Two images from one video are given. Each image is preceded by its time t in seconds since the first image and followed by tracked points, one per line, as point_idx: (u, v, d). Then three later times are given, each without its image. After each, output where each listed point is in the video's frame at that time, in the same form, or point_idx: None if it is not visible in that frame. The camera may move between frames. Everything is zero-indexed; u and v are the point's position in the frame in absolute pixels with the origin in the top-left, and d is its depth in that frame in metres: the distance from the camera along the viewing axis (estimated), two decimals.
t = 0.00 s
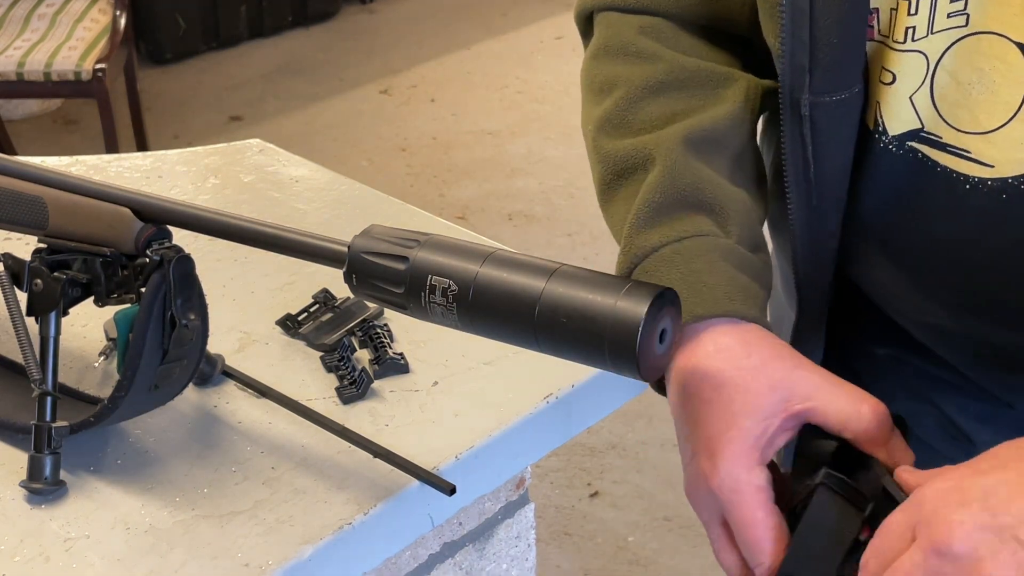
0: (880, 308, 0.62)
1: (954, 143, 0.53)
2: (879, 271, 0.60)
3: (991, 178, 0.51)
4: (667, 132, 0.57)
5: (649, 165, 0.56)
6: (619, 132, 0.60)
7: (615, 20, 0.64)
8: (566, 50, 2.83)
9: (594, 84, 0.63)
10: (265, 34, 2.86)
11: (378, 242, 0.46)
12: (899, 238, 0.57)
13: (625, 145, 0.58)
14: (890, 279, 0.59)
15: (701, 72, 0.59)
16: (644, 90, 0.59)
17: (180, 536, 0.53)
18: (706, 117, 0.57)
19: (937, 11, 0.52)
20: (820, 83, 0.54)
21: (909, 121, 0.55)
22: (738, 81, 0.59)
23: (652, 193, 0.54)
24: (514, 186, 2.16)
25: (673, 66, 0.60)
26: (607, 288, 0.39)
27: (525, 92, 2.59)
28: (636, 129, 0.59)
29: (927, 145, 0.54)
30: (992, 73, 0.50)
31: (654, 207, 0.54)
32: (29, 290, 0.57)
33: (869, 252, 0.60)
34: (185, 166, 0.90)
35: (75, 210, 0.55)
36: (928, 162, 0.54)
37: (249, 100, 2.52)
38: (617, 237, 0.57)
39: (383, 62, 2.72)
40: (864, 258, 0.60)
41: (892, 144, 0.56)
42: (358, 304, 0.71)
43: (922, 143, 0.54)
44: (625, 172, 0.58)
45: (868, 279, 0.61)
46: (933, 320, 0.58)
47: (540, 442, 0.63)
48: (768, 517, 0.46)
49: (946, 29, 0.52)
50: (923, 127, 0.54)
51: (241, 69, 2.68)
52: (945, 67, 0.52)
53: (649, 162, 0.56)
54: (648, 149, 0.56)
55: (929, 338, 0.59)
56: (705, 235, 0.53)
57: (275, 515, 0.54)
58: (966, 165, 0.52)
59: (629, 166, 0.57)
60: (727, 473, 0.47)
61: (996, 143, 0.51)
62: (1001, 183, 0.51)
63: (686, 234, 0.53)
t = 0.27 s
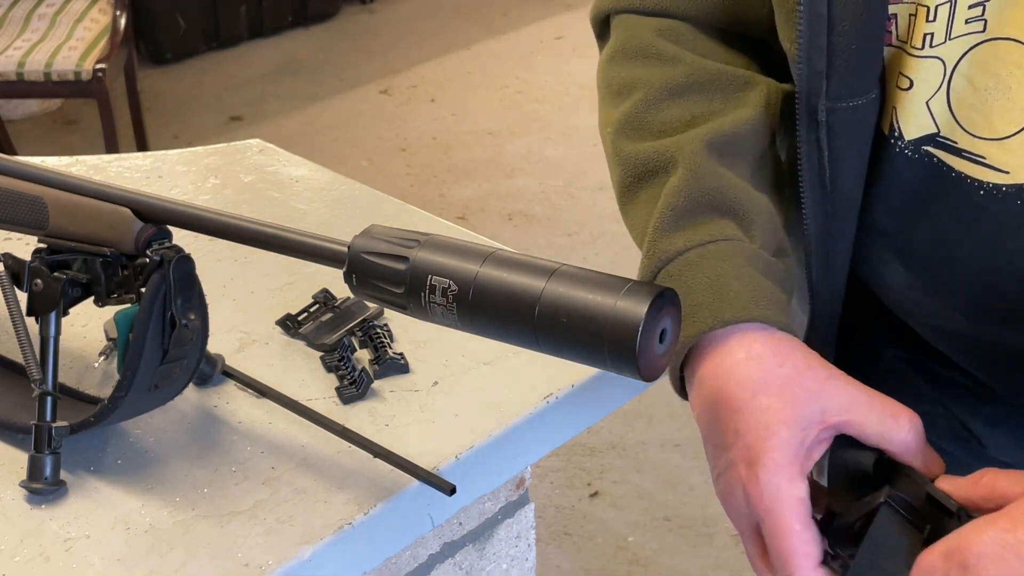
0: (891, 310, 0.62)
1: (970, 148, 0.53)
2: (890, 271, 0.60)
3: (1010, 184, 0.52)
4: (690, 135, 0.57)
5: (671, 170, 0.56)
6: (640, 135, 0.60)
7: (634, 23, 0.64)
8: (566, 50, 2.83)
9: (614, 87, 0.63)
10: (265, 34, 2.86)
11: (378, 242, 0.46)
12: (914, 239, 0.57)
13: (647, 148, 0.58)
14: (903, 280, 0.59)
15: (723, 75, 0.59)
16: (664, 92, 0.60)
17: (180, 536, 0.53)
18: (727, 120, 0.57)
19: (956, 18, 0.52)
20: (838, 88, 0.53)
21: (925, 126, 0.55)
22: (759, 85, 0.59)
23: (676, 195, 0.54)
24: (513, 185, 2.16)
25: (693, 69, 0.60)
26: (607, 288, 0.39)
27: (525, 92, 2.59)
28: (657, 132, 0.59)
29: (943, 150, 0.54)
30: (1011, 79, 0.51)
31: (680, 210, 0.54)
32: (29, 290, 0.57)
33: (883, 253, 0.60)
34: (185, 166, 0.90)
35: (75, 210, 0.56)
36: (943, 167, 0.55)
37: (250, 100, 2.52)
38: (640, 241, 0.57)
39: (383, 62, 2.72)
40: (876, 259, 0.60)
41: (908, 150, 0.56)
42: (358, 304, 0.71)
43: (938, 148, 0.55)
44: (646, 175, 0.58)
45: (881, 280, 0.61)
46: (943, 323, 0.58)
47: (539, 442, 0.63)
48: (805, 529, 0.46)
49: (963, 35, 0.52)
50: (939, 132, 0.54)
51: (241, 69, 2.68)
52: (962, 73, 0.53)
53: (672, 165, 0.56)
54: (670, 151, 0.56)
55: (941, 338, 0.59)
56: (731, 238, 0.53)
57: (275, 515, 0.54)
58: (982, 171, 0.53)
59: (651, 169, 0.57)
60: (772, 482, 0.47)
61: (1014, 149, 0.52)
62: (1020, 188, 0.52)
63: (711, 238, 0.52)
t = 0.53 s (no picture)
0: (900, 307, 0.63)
1: (978, 147, 0.54)
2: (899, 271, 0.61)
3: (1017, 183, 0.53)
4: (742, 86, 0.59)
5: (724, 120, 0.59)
6: (683, 94, 0.62)
7: None
8: (566, 50, 2.83)
9: (648, 56, 0.66)
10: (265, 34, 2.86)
11: (378, 242, 0.46)
12: (921, 239, 0.58)
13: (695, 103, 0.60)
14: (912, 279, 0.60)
15: (761, 30, 0.62)
16: (705, 51, 0.62)
17: (180, 537, 0.53)
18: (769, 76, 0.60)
19: (964, 15, 0.52)
20: (845, 75, 0.55)
21: (932, 125, 0.56)
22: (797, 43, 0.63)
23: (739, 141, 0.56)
24: (513, 186, 2.16)
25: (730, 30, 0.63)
26: (606, 288, 0.39)
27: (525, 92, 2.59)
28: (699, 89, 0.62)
29: (949, 149, 0.55)
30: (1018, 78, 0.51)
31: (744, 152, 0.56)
32: (29, 290, 0.57)
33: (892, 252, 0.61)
34: (185, 166, 0.90)
35: (76, 210, 0.56)
36: (949, 166, 0.55)
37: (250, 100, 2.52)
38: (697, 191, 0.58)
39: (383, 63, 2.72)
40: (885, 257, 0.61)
41: (914, 148, 0.57)
42: (357, 304, 0.71)
43: (944, 148, 0.55)
44: (696, 129, 0.60)
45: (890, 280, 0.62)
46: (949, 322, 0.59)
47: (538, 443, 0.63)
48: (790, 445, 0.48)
49: (972, 32, 0.52)
50: (945, 131, 0.55)
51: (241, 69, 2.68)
52: (969, 72, 0.53)
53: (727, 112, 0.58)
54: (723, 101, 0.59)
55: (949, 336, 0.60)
56: (799, 176, 0.55)
57: (275, 516, 0.54)
58: (991, 169, 0.53)
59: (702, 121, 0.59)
60: (762, 364, 0.47)
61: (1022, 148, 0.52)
62: None
63: (775, 175, 0.54)
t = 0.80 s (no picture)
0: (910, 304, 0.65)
1: (995, 146, 0.57)
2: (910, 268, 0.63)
3: None
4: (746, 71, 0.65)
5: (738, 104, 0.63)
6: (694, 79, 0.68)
7: None
8: (566, 50, 2.83)
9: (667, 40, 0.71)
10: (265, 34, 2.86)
11: (378, 242, 0.46)
12: (936, 237, 0.61)
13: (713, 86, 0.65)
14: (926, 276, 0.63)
15: (772, 14, 0.68)
16: (713, 37, 0.68)
17: (180, 536, 0.53)
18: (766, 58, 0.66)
19: (983, 15, 0.55)
20: (859, 68, 0.58)
21: (949, 124, 0.59)
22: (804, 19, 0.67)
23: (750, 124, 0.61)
24: (513, 185, 2.16)
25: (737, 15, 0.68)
26: (606, 288, 0.39)
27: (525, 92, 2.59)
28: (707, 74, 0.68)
29: (965, 149, 0.58)
30: None
31: (753, 136, 0.61)
32: (29, 291, 0.57)
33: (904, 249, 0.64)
34: (185, 166, 0.90)
35: (76, 210, 0.56)
36: (964, 165, 0.59)
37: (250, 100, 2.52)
38: (706, 173, 0.65)
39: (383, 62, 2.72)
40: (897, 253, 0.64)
41: (929, 146, 0.60)
42: (358, 304, 0.71)
43: (960, 147, 0.58)
44: (703, 116, 0.66)
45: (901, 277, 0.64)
46: (962, 316, 0.63)
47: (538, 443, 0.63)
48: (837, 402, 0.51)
49: (989, 31, 0.56)
50: (962, 131, 0.58)
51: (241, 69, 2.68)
52: (987, 71, 0.57)
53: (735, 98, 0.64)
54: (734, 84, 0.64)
55: (961, 328, 0.64)
56: (806, 157, 0.60)
57: (275, 516, 0.54)
58: (1008, 168, 0.57)
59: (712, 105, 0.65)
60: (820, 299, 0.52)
61: None
62: None
63: (785, 159, 0.59)
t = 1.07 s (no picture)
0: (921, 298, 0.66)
1: (1009, 138, 0.58)
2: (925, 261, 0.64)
3: None
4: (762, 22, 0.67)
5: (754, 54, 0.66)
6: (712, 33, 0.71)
7: None
8: (566, 50, 2.83)
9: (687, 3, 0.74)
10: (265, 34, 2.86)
11: (378, 242, 0.46)
12: (947, 229, 0.62)
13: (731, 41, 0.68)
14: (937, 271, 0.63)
15: None
16: None
17: (181, 536, 0.53)
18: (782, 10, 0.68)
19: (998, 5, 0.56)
20: (876, 56, 0.60)
21: (962, 115, 0.60)
22: None
23: (763, 70, 0.64)
24: (513, 185, 2.16)
25: None
26: (607, 288, 0.39)
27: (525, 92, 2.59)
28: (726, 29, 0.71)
29: (977, 141, 0.59)
30: None
31: (765, 81, 0.64)
32: (29, 291, 0.57)
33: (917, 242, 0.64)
34: (185, 166, 0.90)
35: (76, 210, 0.56)
36: (977, 157, 0.59)
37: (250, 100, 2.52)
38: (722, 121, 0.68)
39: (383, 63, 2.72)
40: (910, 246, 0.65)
41: (942, 138, 0.61)
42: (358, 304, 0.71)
43: (973, 140, 0.59)
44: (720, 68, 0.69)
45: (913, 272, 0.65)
46: (971, 312, 0.63)
47: (538, 444, 0.63)
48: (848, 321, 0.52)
49: (1004, 22, 0.57)
50: (976, 123, 0.59)
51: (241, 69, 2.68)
52: (1002, 62, 0.58)
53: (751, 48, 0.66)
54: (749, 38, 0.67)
55: (969, 324, 0.64)
56: (816, 98, 0.62)
57: (275, 515, 0.54)
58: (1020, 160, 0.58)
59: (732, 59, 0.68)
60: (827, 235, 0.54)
61: None
62: None
63: (796, 103, 0.62)
